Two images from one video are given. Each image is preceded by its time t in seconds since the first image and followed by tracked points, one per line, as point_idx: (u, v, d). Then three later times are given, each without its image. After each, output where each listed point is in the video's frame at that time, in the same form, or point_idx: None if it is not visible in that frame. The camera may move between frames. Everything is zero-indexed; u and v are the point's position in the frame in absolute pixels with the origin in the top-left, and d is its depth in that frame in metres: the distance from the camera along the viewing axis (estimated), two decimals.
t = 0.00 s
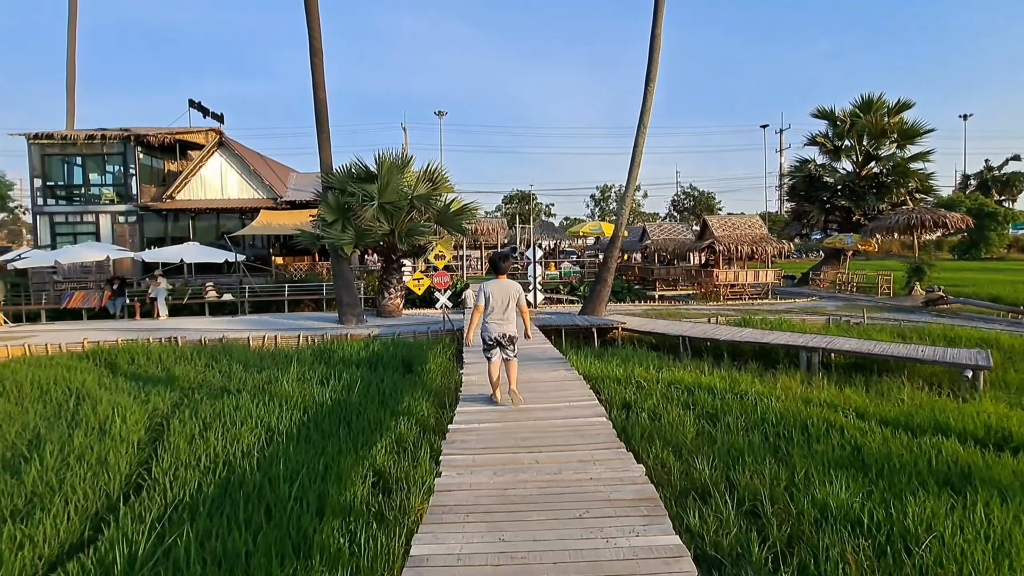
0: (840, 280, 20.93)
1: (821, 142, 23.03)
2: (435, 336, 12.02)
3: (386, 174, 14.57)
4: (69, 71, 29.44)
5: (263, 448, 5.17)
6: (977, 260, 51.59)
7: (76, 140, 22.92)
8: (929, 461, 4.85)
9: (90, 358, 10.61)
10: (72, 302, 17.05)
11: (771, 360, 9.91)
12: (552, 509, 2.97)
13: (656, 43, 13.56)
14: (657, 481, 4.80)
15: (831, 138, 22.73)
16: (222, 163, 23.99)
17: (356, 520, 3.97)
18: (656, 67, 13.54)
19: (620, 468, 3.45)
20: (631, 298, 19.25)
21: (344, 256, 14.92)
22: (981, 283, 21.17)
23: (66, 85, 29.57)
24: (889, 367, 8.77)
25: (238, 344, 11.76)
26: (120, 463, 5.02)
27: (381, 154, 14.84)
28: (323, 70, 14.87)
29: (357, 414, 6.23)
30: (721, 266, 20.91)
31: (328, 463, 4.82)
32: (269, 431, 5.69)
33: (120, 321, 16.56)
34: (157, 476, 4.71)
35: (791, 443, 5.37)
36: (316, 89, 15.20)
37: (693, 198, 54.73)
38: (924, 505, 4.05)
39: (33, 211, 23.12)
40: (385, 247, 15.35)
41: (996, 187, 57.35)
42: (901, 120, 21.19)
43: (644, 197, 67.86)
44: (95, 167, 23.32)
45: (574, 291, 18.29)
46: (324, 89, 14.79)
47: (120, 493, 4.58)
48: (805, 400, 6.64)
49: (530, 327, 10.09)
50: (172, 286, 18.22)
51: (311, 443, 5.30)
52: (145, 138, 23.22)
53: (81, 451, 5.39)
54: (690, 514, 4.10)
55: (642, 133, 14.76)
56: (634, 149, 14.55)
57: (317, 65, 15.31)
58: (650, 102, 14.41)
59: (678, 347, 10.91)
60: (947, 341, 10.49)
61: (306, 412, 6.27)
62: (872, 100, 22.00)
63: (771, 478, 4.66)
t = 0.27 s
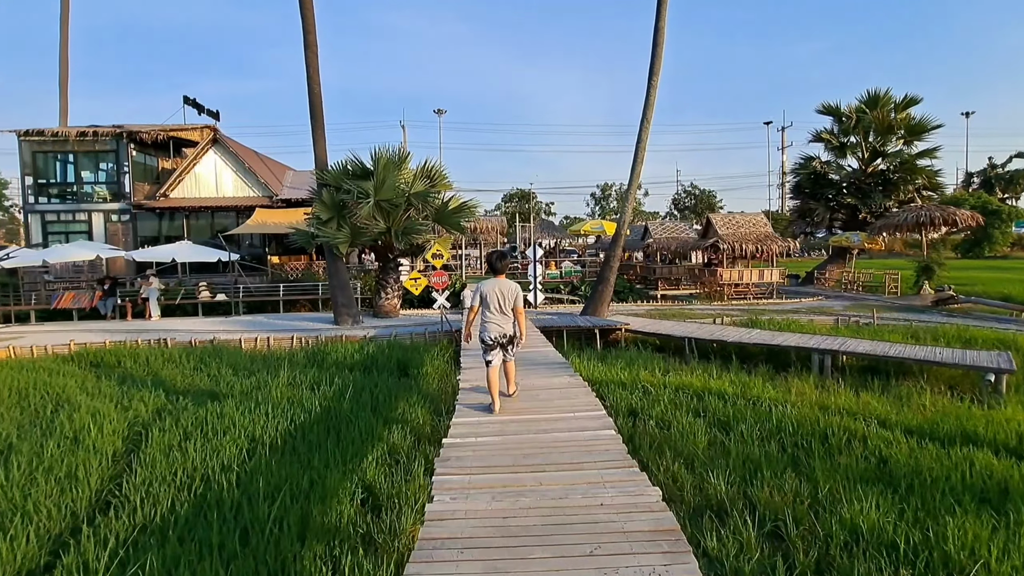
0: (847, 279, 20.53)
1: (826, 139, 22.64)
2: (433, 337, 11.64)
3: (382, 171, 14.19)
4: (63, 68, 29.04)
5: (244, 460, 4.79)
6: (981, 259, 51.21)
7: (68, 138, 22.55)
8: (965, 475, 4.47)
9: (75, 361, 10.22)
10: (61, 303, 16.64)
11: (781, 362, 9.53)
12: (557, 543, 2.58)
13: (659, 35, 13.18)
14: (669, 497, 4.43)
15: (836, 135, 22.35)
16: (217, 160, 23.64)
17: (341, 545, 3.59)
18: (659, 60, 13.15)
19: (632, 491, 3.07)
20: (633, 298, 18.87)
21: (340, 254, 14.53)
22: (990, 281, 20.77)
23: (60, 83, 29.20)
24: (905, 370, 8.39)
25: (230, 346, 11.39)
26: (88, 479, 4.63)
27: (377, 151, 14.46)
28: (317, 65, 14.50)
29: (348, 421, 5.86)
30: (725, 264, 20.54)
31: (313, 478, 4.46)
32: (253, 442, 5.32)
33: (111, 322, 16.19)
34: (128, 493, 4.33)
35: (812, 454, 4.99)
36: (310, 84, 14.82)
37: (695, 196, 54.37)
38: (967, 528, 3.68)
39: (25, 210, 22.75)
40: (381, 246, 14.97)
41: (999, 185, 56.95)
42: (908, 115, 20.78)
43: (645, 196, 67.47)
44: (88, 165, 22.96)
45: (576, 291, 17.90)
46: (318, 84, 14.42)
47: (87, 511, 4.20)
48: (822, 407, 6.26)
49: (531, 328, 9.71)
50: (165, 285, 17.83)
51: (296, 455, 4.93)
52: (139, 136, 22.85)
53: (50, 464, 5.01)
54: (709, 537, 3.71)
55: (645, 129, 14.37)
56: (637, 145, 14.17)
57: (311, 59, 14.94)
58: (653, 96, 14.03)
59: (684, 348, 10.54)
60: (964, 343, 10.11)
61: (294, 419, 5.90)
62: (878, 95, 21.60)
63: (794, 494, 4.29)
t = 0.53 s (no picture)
0: (853, 278, 20.18)
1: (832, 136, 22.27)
2: (431, 339, 11.29)
3: (379, 168, 13.78)
4: (57, 65, 28.63)
5: (225, 476, 4.43)
6: (984, 258, 50.83)
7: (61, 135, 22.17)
8: (1005, 495, 4.12)
9: (60, 364, 9.86)
10: (52, 304, 16.24)
11: (791, 366, 9.19)
12: None
13: (663, 27, 12.80)
14: (684, 519, 4.07)
15: (842, 131, 21.98)
16: (213, 158, 23.27)
17: None
18: (664, 53, 12.76)
19: (650, 525, 2.70)
20: (636, 298, 18.52)
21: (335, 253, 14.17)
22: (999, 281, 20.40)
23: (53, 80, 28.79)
24: (923, 375, 8.04)
25: (221, 348, 11.04)
26: (55, 496, 4.26)
27: (373, 147, 14.05)
28: (313, 59, 14.11)
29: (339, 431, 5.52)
30: (729, 264, 20.18)
31: (298, 498, 4.11)
32: (236, 455, 4.96)
33: (103, 322, 15.83)
34: (96, 515, 3.97)
35: (836, 469, 4.64)
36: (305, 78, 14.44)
37: (696, 194, 53.99)
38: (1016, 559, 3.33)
39: (18, 208, 22.38)
40: (378, 245, 14.61)
41: (1002, 184, 56.54)
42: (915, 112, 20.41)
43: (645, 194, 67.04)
44: (82, 162, 22.58)
45: (578, 291, 17.56)
46: (313, 79, 14.04)
47: (50, 534, 3.84)
48: (841, 416, 5.91)
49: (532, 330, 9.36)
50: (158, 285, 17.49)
51: (281, 471, 4.58)
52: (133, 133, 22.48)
53: (17, 478, 4.64)
54: (731, 568, 3.36)
55: (648, 124, 13.99)
56: (641, 141, 13.80)
57: (306, 53, 14.56)
58: (657, 91, 13.66)
59: (690, 351, 10.19)
60: (981, 346, 9.75)
61: (281, 429, 5.53)
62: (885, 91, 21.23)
63: (821, 517, 3.94)
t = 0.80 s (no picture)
0: (860, 278, 19.79)
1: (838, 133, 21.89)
2: (429, 340, 10.96)
3: (376, 164, 13.40)
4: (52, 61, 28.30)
5: (198, 494, 4.09)
6: (988, 257, 50.33)
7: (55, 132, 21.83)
8: None
9: (43, 367, 9.53)
10: (43, 304, 15.89)
11: (802, 369, 8.82)
12: None
13: (668, 19, 12.42)
14: (698, 543, 3.72)
15: (848, 128, 21.60)
16: (209, 155, 22.95)
17: None
18: (669, 46, 12.37)
19: (667, 566, 2.34)
20: (638, 298, 18.16)
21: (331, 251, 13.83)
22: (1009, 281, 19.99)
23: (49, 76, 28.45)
24: (942, 380, 7.67)
25: (212, 349, 10.71)
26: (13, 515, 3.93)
27: (370, 144, 13.68)
28: (308, 53, 13.75)
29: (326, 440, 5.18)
30: (733, 263, 19.81)
31: (273, 518, 3.78)
32: (213, 469, 4.62)
33: (95, 322, 15.51)
34: (55, 538, 3.64)
35: (858, 485, 4.31)
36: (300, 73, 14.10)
37: (698, 193, 53.55)
38: None
39: (11, 206, 22.04)
40: (375, 243, 14.27)
41: (1007, 182, 56.02)
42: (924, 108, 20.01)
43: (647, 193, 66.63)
44: (76, 160, 22.25)
45: (579, 290, 17.21)
46: (308, 73, 13.68)
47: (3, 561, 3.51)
48: (861, 424, 5.55)
49: (532, 332, 9.01)
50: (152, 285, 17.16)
51: (260, 487, 4.25)
52: (128, 130, 22.15)
53: None
54: None
55: (653, 120, 13.62)
56: (644, 136, 13.44)
57: (301, 46, 14.21)
58: (661, 85, 13.28)
59: (697, 353, 9.82)
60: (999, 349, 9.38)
61: (264, 439, 5.19)
62: (892, 87, 20.84)
63: (848, 541, 3.59)
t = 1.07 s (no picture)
0: (881, 277, 19.18)
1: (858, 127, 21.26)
2: (436, 341, 10.66)
3: (382, 162, 13.15)
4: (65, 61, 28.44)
5: (181, 514, 3.82)
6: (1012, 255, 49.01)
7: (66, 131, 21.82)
8: None
9: (45, 367, 9.39)
10: (53, 302, 15.77)
11: (827, 374, 8.37)
12: None
13: (683, 9, 11.99)
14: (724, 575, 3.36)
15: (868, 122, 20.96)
16: (218, 154, 22.87)
17: None
18: (684, 37, 11.92)
19: None
20: (652, 297, 17.72)
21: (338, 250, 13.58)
22: None
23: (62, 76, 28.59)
24: (979, 388, 7.19)
25: (216, 350, 10.50)
26: None
27: (377, 141, 13.41)
28: (314, 48, 13.51)
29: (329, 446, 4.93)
30: (750, 261, 19.31)
31: (259, 538, 3.51)
32: (202, 483, 4.36)
33: (102, 322, 15.40)
34: (25, 562, 3.39)
35: (898, 508, 3.93)
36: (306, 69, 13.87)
37: (711, 190, 52.79)
38: None
39: (23, 206, 22.08)
40: (382, 242, 14.00)
41: None
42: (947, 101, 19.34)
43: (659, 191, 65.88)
44: (86, 159, 22.23)
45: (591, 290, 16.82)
46: (314, 69, 13.44)
47: None
48: (897, 438, 5.14)
49: (542, 334, 8.66)
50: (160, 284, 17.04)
51: (248, 505, 3.96)
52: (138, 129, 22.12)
53: None
54: None
55: (667, 114, 13.16)
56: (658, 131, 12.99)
57: (307, 42, 13.97)
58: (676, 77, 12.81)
59: (715, 356, 9.40)
60: None
61: (258, 449, 4.92)
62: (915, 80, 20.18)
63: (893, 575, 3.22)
